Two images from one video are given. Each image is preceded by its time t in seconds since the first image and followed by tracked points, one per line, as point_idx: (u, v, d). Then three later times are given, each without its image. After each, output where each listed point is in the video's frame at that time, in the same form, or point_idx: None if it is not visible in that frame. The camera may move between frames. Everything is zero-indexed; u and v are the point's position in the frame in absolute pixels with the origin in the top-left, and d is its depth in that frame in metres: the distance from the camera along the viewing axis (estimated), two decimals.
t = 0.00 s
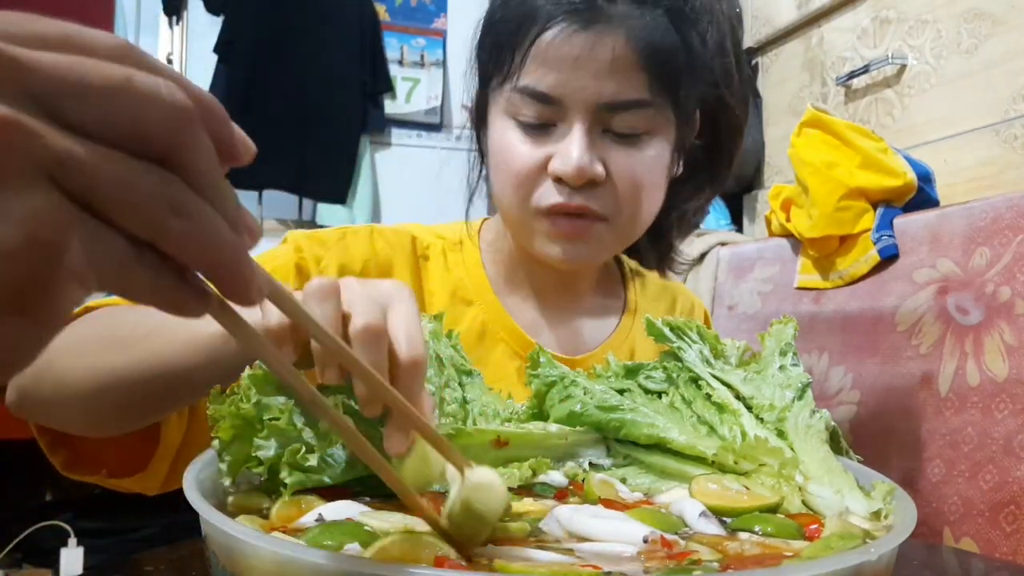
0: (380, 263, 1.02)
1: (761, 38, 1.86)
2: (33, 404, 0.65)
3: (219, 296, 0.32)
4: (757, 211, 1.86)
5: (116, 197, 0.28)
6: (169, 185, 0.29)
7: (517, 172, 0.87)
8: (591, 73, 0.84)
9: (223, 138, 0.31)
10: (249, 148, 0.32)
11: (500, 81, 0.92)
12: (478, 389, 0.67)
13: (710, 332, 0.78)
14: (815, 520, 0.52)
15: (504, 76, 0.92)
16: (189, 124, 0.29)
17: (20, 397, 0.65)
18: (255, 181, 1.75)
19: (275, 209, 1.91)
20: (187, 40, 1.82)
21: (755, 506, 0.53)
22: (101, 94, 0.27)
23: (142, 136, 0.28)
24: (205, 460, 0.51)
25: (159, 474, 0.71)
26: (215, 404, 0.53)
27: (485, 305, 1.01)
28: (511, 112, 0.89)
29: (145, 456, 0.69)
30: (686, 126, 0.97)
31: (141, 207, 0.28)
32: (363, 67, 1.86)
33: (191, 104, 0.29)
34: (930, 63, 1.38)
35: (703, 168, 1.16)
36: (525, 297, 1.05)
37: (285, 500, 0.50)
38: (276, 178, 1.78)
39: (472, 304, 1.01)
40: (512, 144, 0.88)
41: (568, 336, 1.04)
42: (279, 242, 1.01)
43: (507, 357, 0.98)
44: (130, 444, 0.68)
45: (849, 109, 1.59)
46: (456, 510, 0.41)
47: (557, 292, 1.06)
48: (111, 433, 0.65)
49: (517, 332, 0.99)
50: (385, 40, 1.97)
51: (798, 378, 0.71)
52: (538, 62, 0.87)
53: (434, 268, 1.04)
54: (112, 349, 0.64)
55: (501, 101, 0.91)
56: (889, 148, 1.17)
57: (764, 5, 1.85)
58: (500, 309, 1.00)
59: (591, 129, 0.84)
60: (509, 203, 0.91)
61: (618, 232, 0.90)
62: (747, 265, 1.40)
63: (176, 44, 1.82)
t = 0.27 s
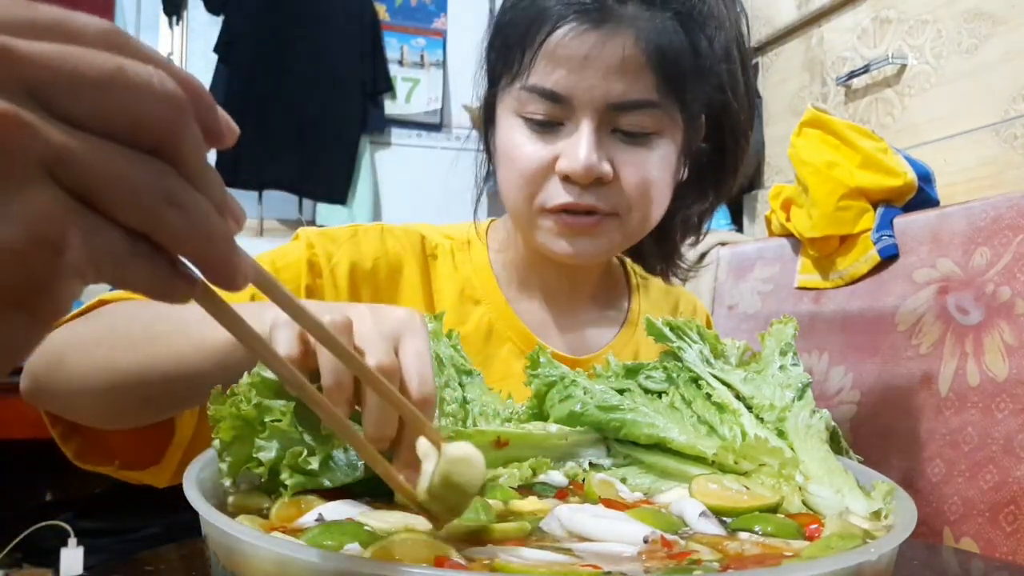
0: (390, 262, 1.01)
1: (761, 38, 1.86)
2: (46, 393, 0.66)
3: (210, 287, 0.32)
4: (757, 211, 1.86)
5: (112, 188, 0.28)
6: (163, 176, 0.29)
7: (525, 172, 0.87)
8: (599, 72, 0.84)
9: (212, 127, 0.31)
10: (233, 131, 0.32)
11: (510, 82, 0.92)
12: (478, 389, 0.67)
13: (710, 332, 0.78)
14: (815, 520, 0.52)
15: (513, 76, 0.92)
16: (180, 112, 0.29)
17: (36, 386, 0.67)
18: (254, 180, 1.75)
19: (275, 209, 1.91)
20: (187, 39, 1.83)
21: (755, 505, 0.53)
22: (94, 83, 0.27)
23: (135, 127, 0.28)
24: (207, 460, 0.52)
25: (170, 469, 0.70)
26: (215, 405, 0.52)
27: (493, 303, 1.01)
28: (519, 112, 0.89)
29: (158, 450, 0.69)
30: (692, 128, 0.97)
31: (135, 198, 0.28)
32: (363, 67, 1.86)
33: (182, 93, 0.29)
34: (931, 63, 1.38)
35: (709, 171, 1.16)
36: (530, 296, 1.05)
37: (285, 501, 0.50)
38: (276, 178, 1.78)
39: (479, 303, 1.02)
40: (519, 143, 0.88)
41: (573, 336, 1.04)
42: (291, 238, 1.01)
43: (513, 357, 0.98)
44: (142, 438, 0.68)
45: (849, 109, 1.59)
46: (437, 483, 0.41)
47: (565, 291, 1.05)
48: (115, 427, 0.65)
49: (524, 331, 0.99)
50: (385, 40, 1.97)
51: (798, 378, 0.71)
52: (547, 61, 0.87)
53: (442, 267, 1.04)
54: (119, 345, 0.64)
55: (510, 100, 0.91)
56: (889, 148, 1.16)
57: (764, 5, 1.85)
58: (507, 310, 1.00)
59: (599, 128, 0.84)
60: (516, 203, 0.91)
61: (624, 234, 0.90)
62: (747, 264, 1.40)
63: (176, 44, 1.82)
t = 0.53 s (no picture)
0: (393, 260, 1.02)
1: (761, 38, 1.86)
2: (50, 390, 0.66)
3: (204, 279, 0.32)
4: (757, 211, 1.86)
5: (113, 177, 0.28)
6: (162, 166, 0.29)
7: (525, 166, 0.87)
8: (601, 67, 0.84)
9: (207, 117, 0.32)
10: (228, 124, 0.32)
11: (512, 76, 0.93)
12: (478, 389, 0.67)
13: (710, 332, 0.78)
14: (815, 520, 0.52)
15: (515, 71, 0.92)
16: (179, 104, 0.30)
17: (39, 382, 0.67)
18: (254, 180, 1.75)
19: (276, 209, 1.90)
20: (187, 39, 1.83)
21: (755, 505, 0.53)
22: (95, 74, 0.28)
23: (135, 119, 0.29)
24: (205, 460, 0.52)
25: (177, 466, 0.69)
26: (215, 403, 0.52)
27: (495, 303, 1.01)
28: (520, 105, 0.89)
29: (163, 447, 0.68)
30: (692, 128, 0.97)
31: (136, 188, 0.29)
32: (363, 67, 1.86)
33: (181, 84, 0.30)
34: (930, 63, 1.38)
35: (710, 170, 1.16)
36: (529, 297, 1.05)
37: (284, 501, 0.50)
38: (277, 177, 1.78)
39: (480, 303, 1.02)
40: (520, 138, 0.88)
41: (573, 337, 1.04)
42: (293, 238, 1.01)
43: (514, 357, 0.98)
44: (145, 437, 0.67)
45: (849, 109, 1.59)
46: (427, 471, 0.45)
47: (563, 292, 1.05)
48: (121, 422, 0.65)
49: (524, 331, 0.99)
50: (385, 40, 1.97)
51: (798, 378, 0.71)
52: (549, 55, 0.87)
53: (443, 267, 1.04)
54: (124, 336, 0.65)
55: (511, 95, 0.91)
56: (889, 148, 1.16)
57: (764, 5, 1.85)
58: (507, 309, 1.00)
59: (600, 122, 0.84)
60: (515, 198, 0.91)
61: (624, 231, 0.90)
62: (747, 264, 1.40)
63: (175, 44, 1.82)
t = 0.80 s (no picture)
0: (393, 262, 1.02)
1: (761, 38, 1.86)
2: (52, 402, 0.66)
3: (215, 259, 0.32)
4: (757, 211, 1.86)
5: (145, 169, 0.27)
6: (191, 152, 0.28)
7: (526, 165, 0.87)
8: (602, 65, 0.84)
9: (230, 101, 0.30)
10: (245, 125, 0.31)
11: (512, 75, 0.93)
12: (478, 389, 0.67)
13: (710, 332, 0.78)
14: (815, 520, 0.52)
15: (516, 69, 0.92)
16: (201, 89, 0.28)
17: (42, 394, 0.67)
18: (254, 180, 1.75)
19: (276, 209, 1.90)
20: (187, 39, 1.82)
21: (755, 506, 0.53)
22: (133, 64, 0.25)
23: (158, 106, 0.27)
24: (207, 463, 0.52)
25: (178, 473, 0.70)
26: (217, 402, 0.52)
27: (495, 305, 1.01)
28: (521, 104, 0.89)
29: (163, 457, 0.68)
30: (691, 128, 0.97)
31: (166, 180, 0.27)
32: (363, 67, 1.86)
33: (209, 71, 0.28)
34: (930, 63, 1.38)
35: (710, 170, 1.15)
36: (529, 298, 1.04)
37: (285, 501, 0.50)
38: (277, 177, 1.78)
39: (479, 304, 1.02)
40: (521, 137, 0.88)
41: (575, 340, 1.04)
42: (292, 240, 1.00)
43: (513, 359, 0.98)
44: (145, 443, 0.68)
45: (849, 109, 1.59)
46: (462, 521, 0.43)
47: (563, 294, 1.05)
48: (121, 432, 0.66)
49: (523, 332, 0.99)
50: (385, 40, 1.97)
51: (798, 378, 0.71)
52: (550, 53, 0.87)
53: (443, 270, 1.04)
54: (127, 345, 0.64)
55: (512, 93, 0.91)
56: (890, 148, 1.16)
57: (764, 5, 1.85)
58: (506, 310, 1.00)
59: (602, 121, 0.84)
60: (517, 196, 0.91)
61: (625, 230, 0.90)
62: (747, 264, 1.40)
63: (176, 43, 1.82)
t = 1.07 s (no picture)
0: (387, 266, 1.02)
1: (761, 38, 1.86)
2: (51, 413, 0.66)
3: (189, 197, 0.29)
4: (757, 211, 1.86)
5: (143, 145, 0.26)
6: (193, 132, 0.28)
7: (525, 164, 0.87)
8: (601, 62, 0.84)
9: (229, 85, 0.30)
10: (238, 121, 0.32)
11: (511, 73, 0.93)
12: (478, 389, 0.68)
13: (710, 332, 0.78)
14: (815, 520, 0.52)
15: (514, 67, 0.92)
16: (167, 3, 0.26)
17: (42, 406, 0.67)
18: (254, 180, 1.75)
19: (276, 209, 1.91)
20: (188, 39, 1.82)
21: (755, 505, 0.53)
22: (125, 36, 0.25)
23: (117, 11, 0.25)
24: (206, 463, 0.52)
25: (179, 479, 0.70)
26: (214, 404, 0.54)
27: (493, 306, 1.01)
28: (520, 103, 0.89)
29: (163, 462, 0.69)
30: (693, 128, 0.97)
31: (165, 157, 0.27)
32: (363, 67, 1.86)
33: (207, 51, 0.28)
34: (930, 63, 1.38)
35: (710, 170, 1.15)
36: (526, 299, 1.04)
37: (285, 500, 0.50)
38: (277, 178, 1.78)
39: (476, 306, 1.02)
40: (520, 136, 0.88)
41: (574, 342, 1.04)
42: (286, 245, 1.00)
43: (512, 360, 0.99)
44: (145, 450, 0.69)
45: (849, 109, 1.59)
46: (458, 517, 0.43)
47: (560, 295, 1.05)
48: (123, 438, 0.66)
49: (522, 333, 0.99)
50: (385, 40, 1.97)
51: (798, 379, 0.71)
52: (549, 49, 0.87)
53: (439, 271, 1.04)
54: (119, 348, 0.64)
55: (510, 92, 0.91)
56: (889, 148, 1.16)
57: (764, 4, 1.85)
58: (504, 311, 1.00)
59: (600, 120, 0.84)
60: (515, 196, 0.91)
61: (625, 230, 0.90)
62: (747, 265, 1.40)
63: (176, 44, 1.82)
